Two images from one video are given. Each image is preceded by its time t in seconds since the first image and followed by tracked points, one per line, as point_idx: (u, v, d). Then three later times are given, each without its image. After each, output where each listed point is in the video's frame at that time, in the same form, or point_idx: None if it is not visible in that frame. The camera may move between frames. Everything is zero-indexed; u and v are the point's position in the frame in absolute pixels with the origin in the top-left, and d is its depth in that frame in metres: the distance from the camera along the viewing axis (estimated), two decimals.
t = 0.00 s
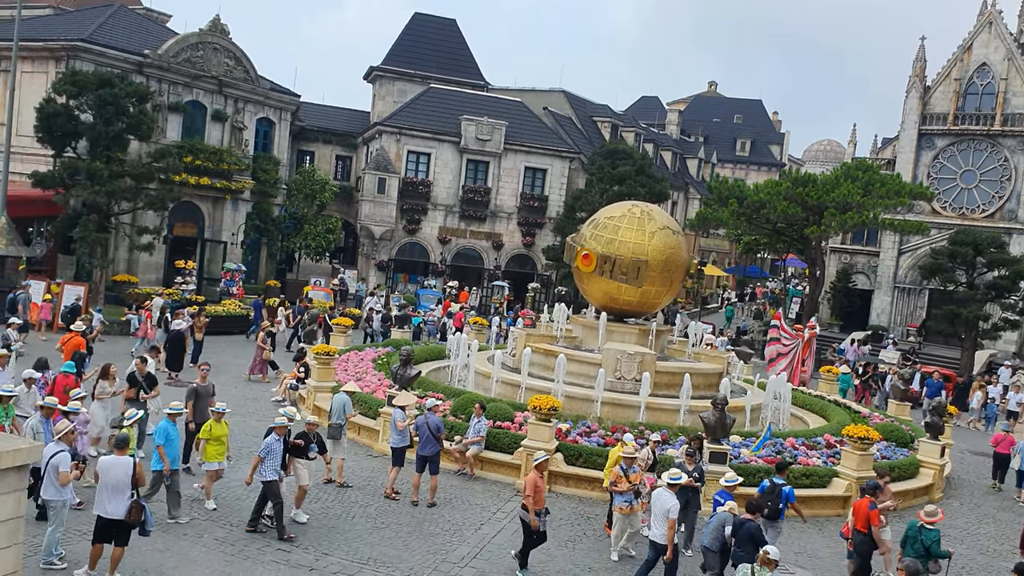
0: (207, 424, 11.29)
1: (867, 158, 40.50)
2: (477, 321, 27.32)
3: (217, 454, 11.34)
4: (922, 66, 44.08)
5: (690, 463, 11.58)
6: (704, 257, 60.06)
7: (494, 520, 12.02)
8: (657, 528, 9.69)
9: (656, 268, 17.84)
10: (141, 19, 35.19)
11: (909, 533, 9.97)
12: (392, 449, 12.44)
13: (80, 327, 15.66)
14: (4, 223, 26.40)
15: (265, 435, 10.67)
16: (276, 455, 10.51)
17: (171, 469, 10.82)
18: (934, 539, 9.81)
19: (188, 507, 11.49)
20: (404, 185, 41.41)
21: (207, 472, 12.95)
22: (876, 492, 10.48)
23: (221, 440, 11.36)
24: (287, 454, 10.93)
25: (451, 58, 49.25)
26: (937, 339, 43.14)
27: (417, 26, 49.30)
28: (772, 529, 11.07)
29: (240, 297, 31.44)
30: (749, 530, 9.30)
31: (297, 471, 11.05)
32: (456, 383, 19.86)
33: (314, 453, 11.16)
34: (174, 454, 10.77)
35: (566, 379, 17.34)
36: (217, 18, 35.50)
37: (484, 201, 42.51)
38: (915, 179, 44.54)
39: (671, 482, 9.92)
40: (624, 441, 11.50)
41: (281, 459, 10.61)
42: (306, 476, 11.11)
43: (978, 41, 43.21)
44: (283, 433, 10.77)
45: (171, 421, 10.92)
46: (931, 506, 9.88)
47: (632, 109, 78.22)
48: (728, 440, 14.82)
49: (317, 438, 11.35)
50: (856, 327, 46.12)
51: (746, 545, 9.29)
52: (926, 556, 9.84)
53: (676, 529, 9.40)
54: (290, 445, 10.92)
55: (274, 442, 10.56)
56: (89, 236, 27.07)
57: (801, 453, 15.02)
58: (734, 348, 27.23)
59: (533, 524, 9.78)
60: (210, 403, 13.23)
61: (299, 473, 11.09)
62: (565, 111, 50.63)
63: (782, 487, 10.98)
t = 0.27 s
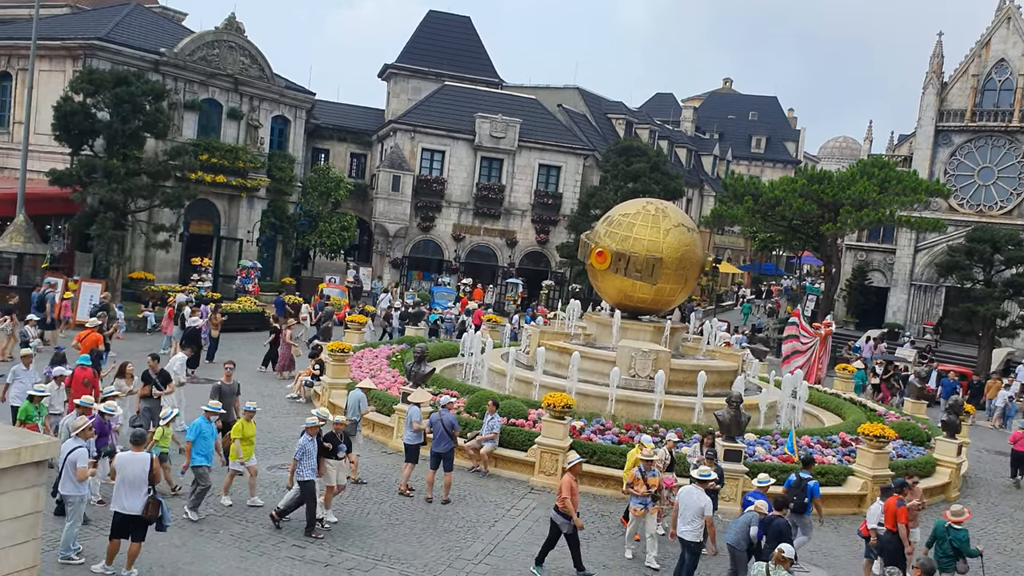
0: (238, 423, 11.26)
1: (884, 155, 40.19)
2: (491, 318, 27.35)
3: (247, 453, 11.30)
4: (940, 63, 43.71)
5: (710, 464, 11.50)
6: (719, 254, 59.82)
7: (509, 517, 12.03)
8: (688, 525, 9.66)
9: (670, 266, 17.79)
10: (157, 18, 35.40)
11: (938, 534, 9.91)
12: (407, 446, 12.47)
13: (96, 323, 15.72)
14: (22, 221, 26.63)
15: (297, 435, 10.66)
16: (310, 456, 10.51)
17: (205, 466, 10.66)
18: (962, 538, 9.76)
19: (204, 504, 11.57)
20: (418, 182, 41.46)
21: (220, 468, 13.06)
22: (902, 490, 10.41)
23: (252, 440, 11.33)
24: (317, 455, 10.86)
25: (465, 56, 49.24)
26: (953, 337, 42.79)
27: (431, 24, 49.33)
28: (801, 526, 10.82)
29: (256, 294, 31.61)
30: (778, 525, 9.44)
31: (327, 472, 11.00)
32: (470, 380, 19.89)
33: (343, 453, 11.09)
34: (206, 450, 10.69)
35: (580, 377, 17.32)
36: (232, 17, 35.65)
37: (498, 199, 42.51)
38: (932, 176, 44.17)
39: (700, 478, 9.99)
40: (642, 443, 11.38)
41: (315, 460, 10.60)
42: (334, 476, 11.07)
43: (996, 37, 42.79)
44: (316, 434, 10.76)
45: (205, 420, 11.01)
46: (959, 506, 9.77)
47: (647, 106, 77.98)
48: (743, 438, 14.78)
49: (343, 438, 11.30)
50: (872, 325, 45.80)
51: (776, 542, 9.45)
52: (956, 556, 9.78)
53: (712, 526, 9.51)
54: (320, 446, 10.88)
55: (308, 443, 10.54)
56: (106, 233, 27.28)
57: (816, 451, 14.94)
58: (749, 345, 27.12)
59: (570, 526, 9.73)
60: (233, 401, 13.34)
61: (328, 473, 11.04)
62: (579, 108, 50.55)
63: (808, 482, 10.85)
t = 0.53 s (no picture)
0: (279, 421, 11.24)
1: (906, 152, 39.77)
2: (509, 316, 27.36)
3: (286, 451, 11.23)
4: (964, 59, 43.20)
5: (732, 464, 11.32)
6: (739, 252, 59.50)
7: (528, 515, 12.04)
8: (720, 525, 9.67)
9: (691, 263, 17.71)
10: (179, 17, 35.67)
11: (972, 531, 9.81)
12: (425, 443, 12.50)
13: (119, 321, 15.86)
14: (46, 219, 26.97)
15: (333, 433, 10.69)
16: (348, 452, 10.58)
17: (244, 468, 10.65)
18: (996, 534, 9.65)
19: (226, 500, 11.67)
20: (438, 181, 41.54)
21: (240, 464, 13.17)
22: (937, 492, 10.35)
23: (292, 438, 11.27)
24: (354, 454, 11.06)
25: (485, 54, 49.26)
26: (977, 337, 42.29)
27: (451, 22, 49.38)
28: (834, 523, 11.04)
29: (276, 292, 31.81)
30: (810, 524, 9.48)
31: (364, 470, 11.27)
32: (488, 378, 19.92)
33: (378, 452, 11.41)
34: (246, 451, 10.65)
35: (599, 376, 17.30)
36: (253, 16, 35.88)
37: (518, 196, 42.51)
38: (955, 174, 43.67)
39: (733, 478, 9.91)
40: (668, 443, 11.36)
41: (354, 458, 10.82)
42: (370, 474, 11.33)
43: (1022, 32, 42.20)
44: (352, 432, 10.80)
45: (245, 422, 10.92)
46: (991, 502, 9.71)
47: (666, 103, 77.63)
48: (763, 437, 14.69)
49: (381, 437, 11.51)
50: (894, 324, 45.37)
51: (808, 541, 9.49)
52: (990, 553, 9.67)
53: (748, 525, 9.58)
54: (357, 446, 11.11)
55: (345, 440, 10.61)
56: (128, 231, 27.56)
57: (837, 450, 14.82)
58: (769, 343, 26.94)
59: (605, 527, 9.74)
60: (264, 397, 13.37)
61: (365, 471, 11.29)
62: (598, 105, 50.42)
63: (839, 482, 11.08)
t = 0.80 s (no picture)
0: (326, 420, 11.29)
1: (944, 149, 39.09)
2: (541, 315, 27.36)
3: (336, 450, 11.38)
4: (1004, 54, 42.36)
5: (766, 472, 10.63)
6: (772, 250, 58.93)
7: (559, 514, 12.03)
8: (763, 519, 9.80)
9: (724, 262, 17.58)
10: (214, 18, 36.12)
11: None
12: (457, 441, 12.56)
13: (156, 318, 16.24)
14: (84, 218, 27.50)
15: (385, 434, 10.69)
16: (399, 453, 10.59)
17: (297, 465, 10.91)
18: None
19: (259, 495, 11.81)
20: (469, 179, 41.64)
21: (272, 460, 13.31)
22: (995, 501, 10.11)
23: (340, 438, 11.37)
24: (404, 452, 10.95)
25: (516, 52, 49.26)
26: (1016, 337, 41.47)
27: (482, 20, 49.46)
28: (885, 525, 10.99)
29: (309, 290, 32.12)
30: (864, 528, 9.21)
31: (416, 467, 11.14)
32: (519, 376, 19.94)
33: (430, 448, 11.22)
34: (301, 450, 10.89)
35: (631, 374, 17.23)
36: (287, 16, 36.23)
37: (548, 195, 42.46)
38: (995, 171, 42.84)
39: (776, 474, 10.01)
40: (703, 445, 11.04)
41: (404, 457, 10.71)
42: (421, 471, 11.19)
43: None
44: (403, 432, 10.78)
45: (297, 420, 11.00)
46: None
47: (699, 100, 77.06)
48: (797, 437, 14.53)
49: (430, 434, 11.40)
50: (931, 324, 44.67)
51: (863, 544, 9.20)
52: None
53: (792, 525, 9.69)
54: (407, 443, 10.95)
55: (397, 441, 10.62)
56: (164, 229, 28.01)
57: (872, 451, 14.61)
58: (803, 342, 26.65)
59: (647, 529, 9.67)
60: (303, 394, 13.37)
61: (416, 468, 11.18)
62: (630, 103, 50.19)
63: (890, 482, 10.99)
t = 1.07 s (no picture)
0: (377, 423, 11.28)
1: (984, 146, 38.35)
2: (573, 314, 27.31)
3: (384, 453, 11.38)
4: None
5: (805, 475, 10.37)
6: (807, 249, 58.24)
7: (590, 513, 12.00)
8: (809, 517, 9.82)
9: (758, 261, 17.42)
10: (249, 19, 36.53)
11: None
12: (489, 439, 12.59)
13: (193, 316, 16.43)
14: (123, 217, 28.00)
15: (436, 433, 10.85)
16: (450, 452, 10.76)
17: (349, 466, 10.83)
18: None
19: (293, 492, 11.93)
20: (500, 178, 41.69)
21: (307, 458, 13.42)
22: None
23: (389, 440, 11.44)
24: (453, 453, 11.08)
25: (549, 50, 49.21)
26: None
27: (515, 19, 49.47)
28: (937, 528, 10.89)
29: (342, 288, 32.35)
30: (919, 532, 9.09)
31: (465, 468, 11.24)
32: (551, 375, 19.92)
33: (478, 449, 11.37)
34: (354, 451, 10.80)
35: (663, 374, 17.12)
36: (321, 17, 36.53)
37: (580, 193, 42.36)
38: None
39: (823, 471, 10.04)
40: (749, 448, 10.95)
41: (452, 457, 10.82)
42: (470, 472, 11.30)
43: None
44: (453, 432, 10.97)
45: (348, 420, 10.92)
46: None
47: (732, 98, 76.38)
48: (832, 437, 14.34)
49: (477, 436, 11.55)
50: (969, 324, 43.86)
51: (915, 548, 9.10)
52: None
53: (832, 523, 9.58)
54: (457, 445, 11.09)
55: (447, 440, 10.79)
56: (200, 228, 28.39)
57: (908, 452, 14.36)
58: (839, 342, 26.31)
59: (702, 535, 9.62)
60: (339, 393, 13.40)
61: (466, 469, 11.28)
62: (663, 101, 49.89)
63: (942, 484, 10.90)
